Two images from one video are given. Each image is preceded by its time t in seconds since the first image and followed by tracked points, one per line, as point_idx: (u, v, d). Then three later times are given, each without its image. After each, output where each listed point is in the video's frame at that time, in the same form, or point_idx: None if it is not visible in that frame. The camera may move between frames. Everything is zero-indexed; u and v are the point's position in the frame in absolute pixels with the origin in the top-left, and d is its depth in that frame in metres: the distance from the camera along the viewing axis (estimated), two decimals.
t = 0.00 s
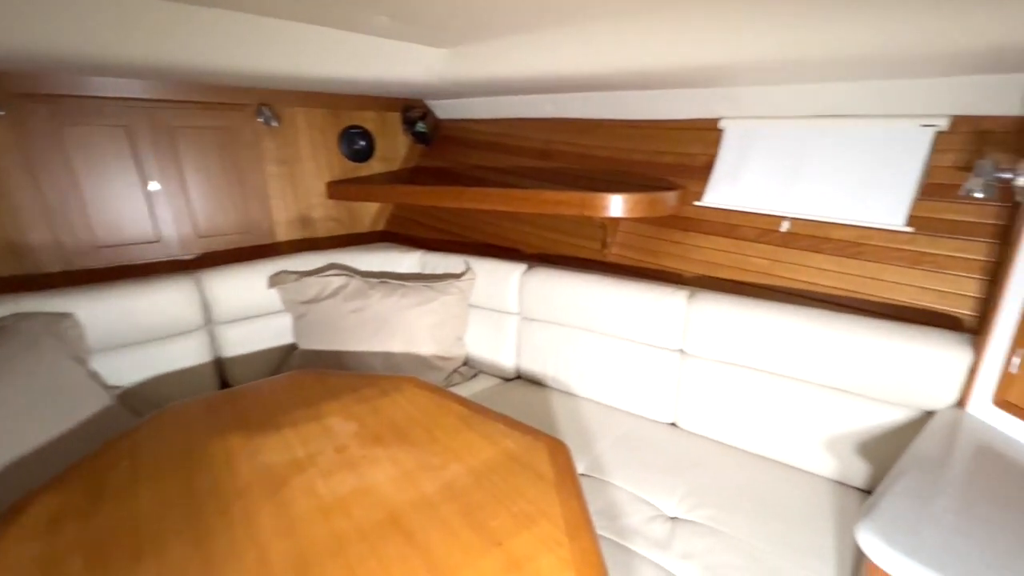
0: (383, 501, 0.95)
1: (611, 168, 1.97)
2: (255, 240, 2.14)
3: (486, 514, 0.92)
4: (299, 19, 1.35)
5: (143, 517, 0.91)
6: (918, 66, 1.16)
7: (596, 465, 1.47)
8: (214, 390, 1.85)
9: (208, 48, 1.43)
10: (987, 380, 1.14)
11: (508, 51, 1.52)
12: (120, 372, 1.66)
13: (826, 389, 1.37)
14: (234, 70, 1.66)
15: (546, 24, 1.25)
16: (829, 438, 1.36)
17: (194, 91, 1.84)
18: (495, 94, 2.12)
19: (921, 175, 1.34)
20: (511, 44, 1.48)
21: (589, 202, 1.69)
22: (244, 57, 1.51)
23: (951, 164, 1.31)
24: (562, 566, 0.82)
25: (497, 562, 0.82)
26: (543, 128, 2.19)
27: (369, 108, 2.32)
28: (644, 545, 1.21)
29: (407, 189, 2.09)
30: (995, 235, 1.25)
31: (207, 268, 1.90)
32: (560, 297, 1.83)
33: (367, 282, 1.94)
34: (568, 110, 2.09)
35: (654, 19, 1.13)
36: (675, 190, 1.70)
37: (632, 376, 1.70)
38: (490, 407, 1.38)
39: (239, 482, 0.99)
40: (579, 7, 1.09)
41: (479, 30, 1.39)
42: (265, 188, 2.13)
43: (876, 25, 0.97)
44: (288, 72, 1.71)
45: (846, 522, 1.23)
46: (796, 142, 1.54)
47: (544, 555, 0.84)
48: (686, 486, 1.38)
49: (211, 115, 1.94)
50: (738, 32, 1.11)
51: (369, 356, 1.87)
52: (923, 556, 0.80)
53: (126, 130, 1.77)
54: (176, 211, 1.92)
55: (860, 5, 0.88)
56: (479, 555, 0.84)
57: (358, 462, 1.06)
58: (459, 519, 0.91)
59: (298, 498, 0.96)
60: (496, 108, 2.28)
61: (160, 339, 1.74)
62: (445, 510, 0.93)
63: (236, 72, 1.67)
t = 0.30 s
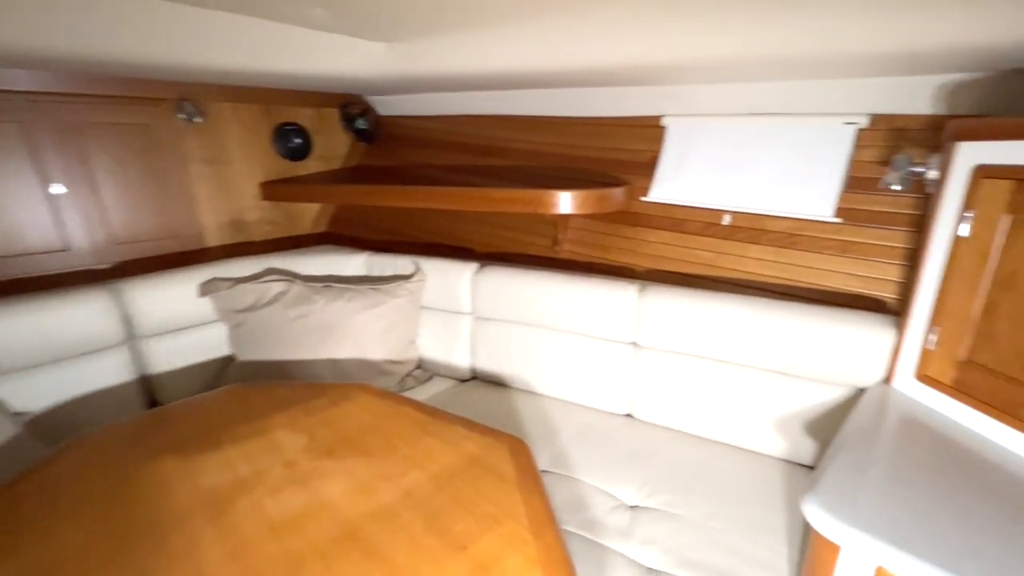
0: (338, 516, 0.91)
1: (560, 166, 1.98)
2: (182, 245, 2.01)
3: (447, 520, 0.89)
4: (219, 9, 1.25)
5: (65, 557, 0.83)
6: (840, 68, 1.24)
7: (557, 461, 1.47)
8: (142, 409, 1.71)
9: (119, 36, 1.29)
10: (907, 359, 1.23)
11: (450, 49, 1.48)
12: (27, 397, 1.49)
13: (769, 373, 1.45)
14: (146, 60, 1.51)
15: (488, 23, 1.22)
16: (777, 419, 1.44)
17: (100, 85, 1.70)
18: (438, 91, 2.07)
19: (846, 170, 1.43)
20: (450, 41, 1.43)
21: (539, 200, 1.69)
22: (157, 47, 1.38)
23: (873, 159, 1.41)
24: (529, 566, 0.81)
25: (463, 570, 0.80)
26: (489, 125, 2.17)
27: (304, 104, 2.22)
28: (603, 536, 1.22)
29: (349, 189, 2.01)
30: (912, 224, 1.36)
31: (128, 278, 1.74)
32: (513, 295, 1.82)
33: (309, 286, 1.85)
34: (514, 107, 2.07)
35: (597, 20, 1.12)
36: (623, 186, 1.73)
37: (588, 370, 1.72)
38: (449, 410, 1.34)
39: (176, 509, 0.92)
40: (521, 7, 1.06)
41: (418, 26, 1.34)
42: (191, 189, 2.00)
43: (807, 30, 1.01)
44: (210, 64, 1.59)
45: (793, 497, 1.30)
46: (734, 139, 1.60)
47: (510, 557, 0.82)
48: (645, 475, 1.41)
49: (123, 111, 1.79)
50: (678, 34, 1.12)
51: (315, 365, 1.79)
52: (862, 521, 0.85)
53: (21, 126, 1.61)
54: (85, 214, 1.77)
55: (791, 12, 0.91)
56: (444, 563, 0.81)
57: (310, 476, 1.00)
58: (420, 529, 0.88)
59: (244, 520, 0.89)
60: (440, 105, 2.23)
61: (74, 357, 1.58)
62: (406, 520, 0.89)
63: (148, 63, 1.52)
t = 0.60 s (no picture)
0: (288, 529, 0.85)
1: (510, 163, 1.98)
2: (97, 251, 1.85)
3: (407, 524, 0.86)
4: None
5: None
6: (770, 67, 1.31)
7: (517, 458, 1.46)
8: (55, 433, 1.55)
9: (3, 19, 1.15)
10: (840, 338, 1.32)
11: (389, 44, 1.42)
12: None
13: (717, 359, 1.51)
14: (39, 48, 1.35)
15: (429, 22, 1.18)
16: (728, 400, 1.50)
17: None
18: (378, 86, 2.00)
19: (779, 164, 1.52)
20: (389, 38, 1.37)
21: (488, 197, 1.67)
22: (49, 32, 1.23)
23: (803, 154, 1.50)
24: (493, 563, 0.79)
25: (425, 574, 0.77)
26: (433, 122, 2.12)
27: (232, 99, 2.09)
28: (566, 527, 1.22)
29: (285, 188, 1.90)
30: (839, 214, 1.47)
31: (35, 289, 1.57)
32: (465, 293, 1.79)
33: (246, 292, 1.74)
34: (459, 104, 2.04)
35: (541, 19, 1.11)
36: (571, 182, 1.75)
37: (544, 365, 1.73)
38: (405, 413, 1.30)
39: (102, 537, 0.84)
40: (463, 4, 1.03)
41: (352, 21, 1.28)
42: (104, 190, 1.85)
43: (740, 33, 1.05)
44: (117, 54, 1.44)
45: (744, 476, 1.36)
46: (675, 135, 1.66)
47: (473, 556, 0.80)
48: (603, 465, 1.42)
49: (18, 106, 1.64)
50: (620, 35, 1.14)
51: (255, 374, 1.68)
52: (806, 491, 0.90)
53: None
54: None
55: (725, 14, 0.95)
56: (404, 569, 0.78)
57: (256, 490, 0.94)
58: (379, 536, 0.84)
59: (182, 544, 0.83)
60: (381, 100, 2.15)
61: None
62: (362, 527, 0.85)
63: (40, 51, 1.36)
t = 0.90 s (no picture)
0: (238, 542, 0.81)
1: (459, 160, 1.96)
2: None
3: (367, 526, 0.83)
4: None
5: None
6: (706, 67, 1.38)
7: (477, 455, 1.46)
8: None
9: None
10: (777, 320, 1.41)
11: (325, 40, 1.36)
12: None
13: (666, 346, 1.57)
14: None
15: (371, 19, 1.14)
16: (680, 381, 1.56)
17: None
18: (316, 81, 1.92)
19: (718, 159, 1.60)
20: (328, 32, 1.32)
21: (437, 194, 1.65)
22: None
23: (739, 149, 1.59)
24: (459, 555, 0.77)
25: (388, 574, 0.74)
26: (377, 118, 2.06)
27: (154, 94, 1.95)
28: (530, 519, 1.23)
29: (219, 188, 1.80)
30: (772, 205, 1.56)
31: None
32: (417, 293, 1.76)
33: (179, 300, 1.64)
34: (403, 100, 2.00)
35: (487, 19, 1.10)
36: (521, 178, 1.76)
37: (500, 361, 1.73)
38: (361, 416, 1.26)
39: (23, 568, 0.76)
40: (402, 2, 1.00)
41: (285, 18, 1.22)
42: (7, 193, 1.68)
43: (676, 38, 1.10)
44: (13, 43, 1.30)
45: (696, 456, 1.43)
46: (620, 132, 1.71)
47: (438, 550, 0.78)
48: (563, 457, 1.44)
49: None
50: (563, 37, 1.15)
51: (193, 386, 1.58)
52: (753, 463, 0.95)
53: None
54: None
55: (663, 20, 0.99)
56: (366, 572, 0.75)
57: (201, 505, 0.88)
58: (338, 540, 0.80)
59: (119, 567, 0.76)
60: (320, 96, 2.07)
61: None
62: (319, 533, 0.82)
63: None
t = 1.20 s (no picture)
0: (188, 553, 0.77)
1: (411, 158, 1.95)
2: None
3: (328, 526, 0.80)
4: None
5: None
6: (650, 66, 1.43)
7: (438, 453, 1.45)
8: None
9: None
10: (723, 306, 1.49)
11: (264, 32, 1.31)
12: None
13: (620, 336, 1.62)
14: None
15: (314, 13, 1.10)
16: (635, 365, 1.61)
17: None
18: (256, 75, 1.84)
19: (664, 155, 1.66)
20: (267, 23, 1.26)
21: (388, 191, 1.63)
22: None
23: (683, 145, 1.65)
24: (424, 545, 0.76)
25: (351, 571, 0.73)
26: (323, 115, 2.00)
27: (70, 89, 1.81)
28: (494, 510, 1.24)
29: (151, 189, 1.69)
30: (715, 198, 1.65)
31: None
32: (370, 292, 1.73)
33: (109, 308, 1.55)
34: (350, 96, 1.95)
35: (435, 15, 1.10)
36: (474, 175, 1.77)
37: (459, 358, 1.72)
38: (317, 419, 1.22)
39: None
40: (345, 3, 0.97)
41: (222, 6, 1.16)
42: None
43: (620, 39, 1.13)
44: None
45: (652, 439, 1.48)
46: (570, 130, 1.74)
47: (402, 542, 0.77)
48: (524, 449, 1.46)
49: None
50: (512, 36, 1.16)
51: (129, 399, 1.48)
52: (704, 440, 1.00)
53: None
54: None
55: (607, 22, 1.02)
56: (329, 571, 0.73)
57: (145, 518, 0.83)
58: (298, 542, 0.78)
59: None
60: (261, 91, 1.99)
61: None
62: (277, 538, 0.79)
63: None
